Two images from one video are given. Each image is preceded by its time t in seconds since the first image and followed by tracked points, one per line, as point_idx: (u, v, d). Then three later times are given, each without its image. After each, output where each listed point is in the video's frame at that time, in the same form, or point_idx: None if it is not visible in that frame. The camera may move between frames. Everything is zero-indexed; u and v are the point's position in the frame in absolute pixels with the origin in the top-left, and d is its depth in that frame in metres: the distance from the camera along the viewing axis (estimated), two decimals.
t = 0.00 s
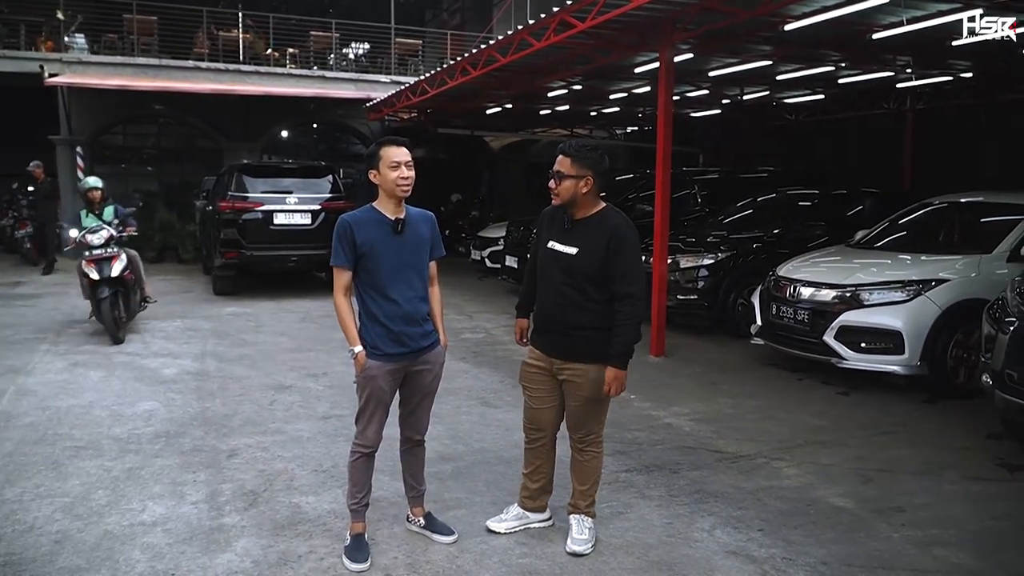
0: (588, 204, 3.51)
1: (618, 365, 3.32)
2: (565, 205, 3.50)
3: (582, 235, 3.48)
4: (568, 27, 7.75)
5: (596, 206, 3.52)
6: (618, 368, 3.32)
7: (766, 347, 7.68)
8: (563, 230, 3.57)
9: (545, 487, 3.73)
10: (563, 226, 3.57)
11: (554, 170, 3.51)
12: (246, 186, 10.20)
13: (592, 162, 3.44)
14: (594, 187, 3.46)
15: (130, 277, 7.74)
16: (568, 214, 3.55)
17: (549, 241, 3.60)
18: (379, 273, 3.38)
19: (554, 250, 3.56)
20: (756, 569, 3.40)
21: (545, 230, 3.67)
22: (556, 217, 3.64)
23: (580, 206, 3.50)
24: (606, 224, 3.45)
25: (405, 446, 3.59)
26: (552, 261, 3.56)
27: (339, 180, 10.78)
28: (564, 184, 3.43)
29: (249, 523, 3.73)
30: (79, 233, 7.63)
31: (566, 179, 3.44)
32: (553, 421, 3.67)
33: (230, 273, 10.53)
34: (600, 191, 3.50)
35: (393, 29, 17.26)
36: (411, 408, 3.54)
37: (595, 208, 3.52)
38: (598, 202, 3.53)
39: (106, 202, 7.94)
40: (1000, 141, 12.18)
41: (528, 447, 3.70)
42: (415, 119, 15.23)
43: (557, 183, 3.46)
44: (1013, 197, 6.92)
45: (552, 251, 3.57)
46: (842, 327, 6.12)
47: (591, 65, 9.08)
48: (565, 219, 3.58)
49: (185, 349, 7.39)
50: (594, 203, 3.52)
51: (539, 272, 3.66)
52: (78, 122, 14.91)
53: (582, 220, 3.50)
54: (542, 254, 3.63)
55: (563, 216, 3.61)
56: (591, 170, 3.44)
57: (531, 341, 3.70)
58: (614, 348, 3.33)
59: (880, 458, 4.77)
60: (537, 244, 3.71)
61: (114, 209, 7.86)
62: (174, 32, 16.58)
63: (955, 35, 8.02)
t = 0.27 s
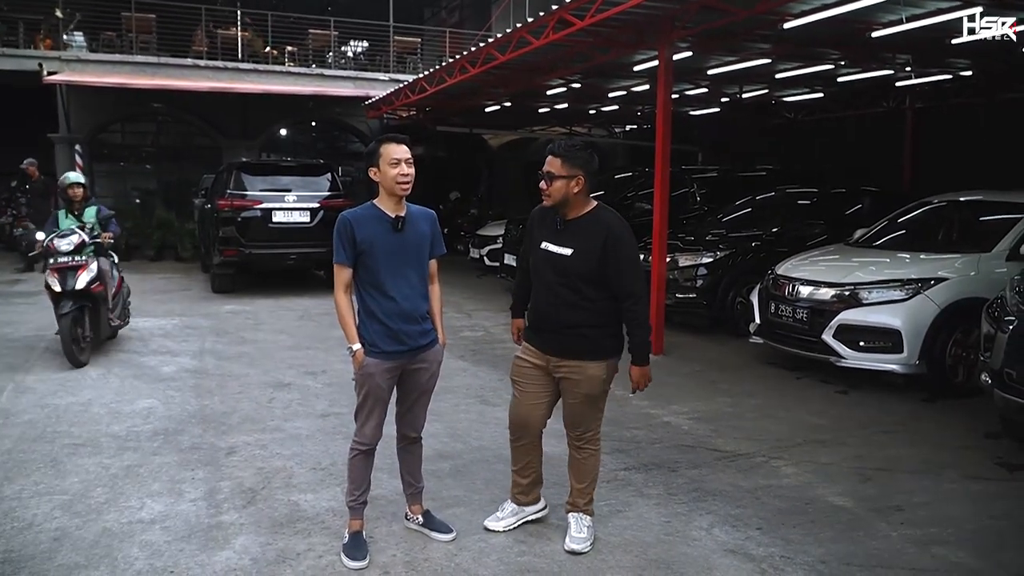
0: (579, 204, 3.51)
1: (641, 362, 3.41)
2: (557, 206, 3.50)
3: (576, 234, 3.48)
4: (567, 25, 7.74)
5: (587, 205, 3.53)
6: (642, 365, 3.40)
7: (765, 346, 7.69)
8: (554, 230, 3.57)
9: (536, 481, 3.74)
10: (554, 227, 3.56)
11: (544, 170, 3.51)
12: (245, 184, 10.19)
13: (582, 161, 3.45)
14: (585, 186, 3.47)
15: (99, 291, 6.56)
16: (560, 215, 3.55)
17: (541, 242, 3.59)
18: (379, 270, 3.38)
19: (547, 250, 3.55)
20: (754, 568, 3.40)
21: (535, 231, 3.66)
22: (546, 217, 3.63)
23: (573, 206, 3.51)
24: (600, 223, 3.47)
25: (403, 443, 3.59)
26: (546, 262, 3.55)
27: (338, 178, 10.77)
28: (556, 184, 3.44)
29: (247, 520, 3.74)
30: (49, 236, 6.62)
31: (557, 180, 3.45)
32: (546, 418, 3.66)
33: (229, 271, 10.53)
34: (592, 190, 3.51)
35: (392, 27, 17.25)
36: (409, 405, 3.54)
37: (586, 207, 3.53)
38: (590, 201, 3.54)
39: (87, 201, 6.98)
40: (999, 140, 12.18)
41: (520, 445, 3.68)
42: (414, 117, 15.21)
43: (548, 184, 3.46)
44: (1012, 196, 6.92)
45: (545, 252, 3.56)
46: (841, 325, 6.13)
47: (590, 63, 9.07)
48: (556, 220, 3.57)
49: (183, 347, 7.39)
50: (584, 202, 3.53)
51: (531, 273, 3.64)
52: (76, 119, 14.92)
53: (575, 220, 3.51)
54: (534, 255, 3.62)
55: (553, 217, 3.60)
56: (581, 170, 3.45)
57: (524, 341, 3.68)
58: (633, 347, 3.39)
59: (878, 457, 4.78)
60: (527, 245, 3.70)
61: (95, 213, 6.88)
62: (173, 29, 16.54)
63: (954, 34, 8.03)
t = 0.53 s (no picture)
0: (569, 200, 3.52)
1: (621, 357, 3.38)
2: (548, 202, 3.49)
3: (568, 230, 3.48)
4: (568, 22, 7.72)
5: (577, 202, 3.54)
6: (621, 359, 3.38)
7: (765, 344, 7.69)
8: (544, 226, 3.55)
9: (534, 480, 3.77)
10: (544, 223, 3.55)
11: (533, 167, 3.50)
12: (245, 182, 10.18)
13: (571, 158, 3.45)
14: (576, 182, 3.47)
15: (56, 310, 5.67)
16: (549, 211, 3.54)
17: (530, 239, 3.57)
18: (385, 267, 3.38)
19: (538, 247, 3.53)
20: (754, 567, 3.40)
21: (522, 227, 3.63)
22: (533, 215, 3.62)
23: (563, 202, 3.50)
24: (590, 219, 3.47)
25: (405, 440, 3.59)
26: (536, 258, 3.53)
27: (339, 176, 10.76)
28: (548, 180, 3.44)
29: (247, 518, 3.74)
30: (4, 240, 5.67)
31: (549, 176, 3.44)
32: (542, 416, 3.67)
33: (229, 269, 10.53)
34: (582, 186, 3.51)
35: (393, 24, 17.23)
36: (411, 402, 3.54)
37: (576, 203, 3.54)
38: (579, 198, 3.54)
39: (60, 201, 6.05)
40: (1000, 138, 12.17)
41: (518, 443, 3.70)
42: (414, 114, 15.19)
43: (540, 181, 3.46)
44: (1013, 194, 6.91)
45: (535, 248, 3.55)
46: (841, 324, 6.12)
47: (591, 61, 9.06)
48: (545, 216, 3.56)
49: (183, 344, 7.39)
50: (573, 199, 3.53)
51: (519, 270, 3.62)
52: (77, 116, 14.90)
53: (566, 216, 3.51)
54: (522, 252, 3.60)
55: (540, 213, 3.58)
56: (571, 166, 3.45)
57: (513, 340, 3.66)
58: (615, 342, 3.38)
59: (879, 456, 4.77)
60: (514, 242, 3.67)
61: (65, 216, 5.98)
62: (174, 26, 16.51)
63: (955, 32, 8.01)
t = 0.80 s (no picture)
0: (553, 196, 3.54)
1: (581, 348, 3.40)
2: (533, 197, 3.51)
3: (552, 225, 3.50)
4: (568, 20, 7.71)
5: (561, 198, 3.56)
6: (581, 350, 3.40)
7: (766, 342, 7.69)
8: (528, 221, 3.58)
9: (531, 477, 3.77)
10: (528, 218, 3.57)
11: (518, 163, 3.52)
12: (246, 180, 10.19)
13: (557, 153, 3.47)
14: (561, 178, 3.49)
15: None
16: (534, 207, 3.56)
17: (515, 234, 3.59)
18: (393, 265, 3.39)
19: (521, 242, 3.55)
20: (755, 564, 3.40)
21: (507, 223, 3.66)
22: (518, 211, 3.64)
23: (547, 198, 3.53)
24: (574, 213, 3.50)
25: (409, 437, 3.59)
26: (520, 253, 3.54)
27: (339, 174, 10.77)
28: (534, 176, 3.45)
29: (248, 516, 3.74)
30: None
31: (534, 172, 3.46)
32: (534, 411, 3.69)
33: (231, 267, 10.53)
34: (566, 183, 3.54)
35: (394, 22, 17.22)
36: (417, 400, 3.53)
37: (560, 199, 3.56)
38: (563, 194, 3.57)
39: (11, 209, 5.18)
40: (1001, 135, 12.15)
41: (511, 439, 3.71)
42: (415, 113, 15.19)
43: (525, 176, 3.47)
44: (1014, 191, 6.90)
45: (519, 243, 3.56)
46: (843, 321, 6.12)
47: (591, 58, 9.04)
48: (530, 211, 3.58)
49: (185, 343, 7.40)
50: (557, 195, 3.56)
51: (502, 266, 3.63)
52: (79, 115, 14.90)
53: (551, 211, 3.53)
54: (506, 247, 3.62)
55: (525, 209, 3.61)
56: (557, 161, 3.47)
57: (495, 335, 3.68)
58: (580, 332, 3.41)
59: (880, 453, 4.77)
60: (498, 238, 3.69)
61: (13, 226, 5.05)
62: (175, 25, 16.50)
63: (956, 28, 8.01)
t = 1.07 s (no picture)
0: (542, 196, 3.56)
1: (580, 342, 3.44)
2: (522, 198, 3.52)
3: (543, 224, 3.52)
4: (570, 18, 7.70)
5: (550, 197, 3.59)
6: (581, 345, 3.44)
7: (768, 340, 7.68)
8: (518, 221, 3.58)
9: (531, 474, 3.78)
10: (518, 218, 3.58)
11: (506, 164, 3.52)
12: (248, 179, 10.19)
13: (544, 153, 3.49)
14: (549, 177, 3.51)
15: None
16: (523, 207, 3.57)
17: (506, 234, 3.58)
18: (392, 263, 3.39)
19: (513, 242, 3.55)
20: (756, 563, 3.40)
21: (495, 224, 3.65)
22: (507, 211, 3.64)
23: (536, 197, 3.54)
24: (564, 212, 3.53)
25: (410, 437, 3.58)
26: (513, 253, 3.54)
27: (341, 173, 10.76)
28: (523, 177, 3.46)
29: (250, 515, 3.74)
30: None
31: (523, 173, 3.47)
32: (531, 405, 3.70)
33: (233, 266, 10.55)
34: (554, 182, 3.56)
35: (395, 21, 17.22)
36: (418, 399, 3.53)
37: (548, 198, 3.58)
38: (551, 194, 3.59)
39: None
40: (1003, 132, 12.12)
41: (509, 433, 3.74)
42: (417, 112, 15.19)
43: (515, 178, 3.48)
44: (1017, 188, 6.89)
45: (509, 244, 3.56)
46: (845, 319, 6.12)
47: (593, 56, 9.03)
48: (519, 211, 3.59)
49: (187, 342, 7.41)
50: (545, 194, 3.58)
51: (492, 266, 3.62)
52: (81, 115, 14.90)
53: (541, 211, 3.54)
54: (497, 248, 3.61)
55: (513, 209, 3.62)
56: (545, 161, 3.49)
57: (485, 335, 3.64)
58: (577, 326, 3.45)
59: (881, 451, 4.76)
60: (485, 239, 3.67)
61: None
62: (176, 24, 16.50)
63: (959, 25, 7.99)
